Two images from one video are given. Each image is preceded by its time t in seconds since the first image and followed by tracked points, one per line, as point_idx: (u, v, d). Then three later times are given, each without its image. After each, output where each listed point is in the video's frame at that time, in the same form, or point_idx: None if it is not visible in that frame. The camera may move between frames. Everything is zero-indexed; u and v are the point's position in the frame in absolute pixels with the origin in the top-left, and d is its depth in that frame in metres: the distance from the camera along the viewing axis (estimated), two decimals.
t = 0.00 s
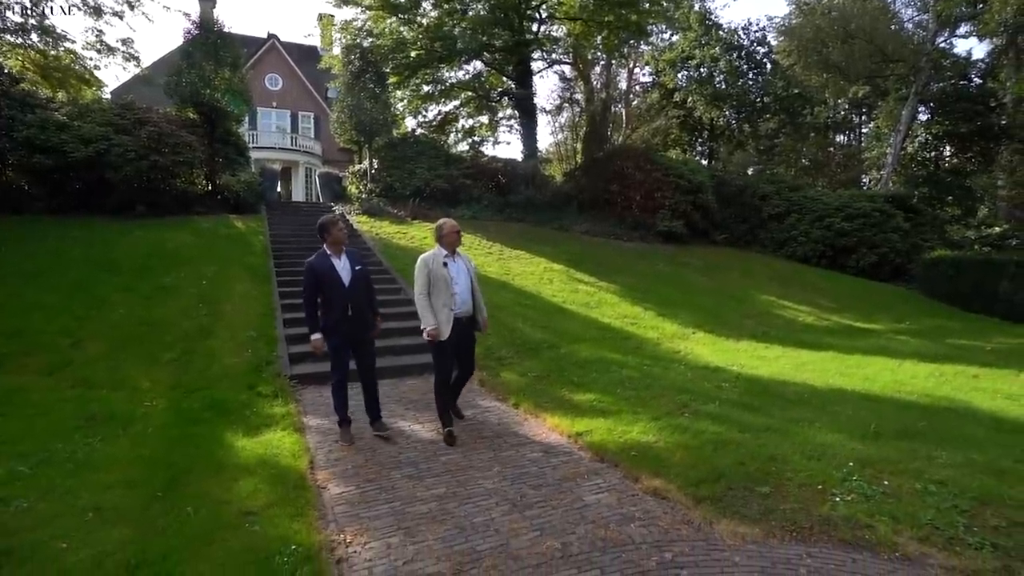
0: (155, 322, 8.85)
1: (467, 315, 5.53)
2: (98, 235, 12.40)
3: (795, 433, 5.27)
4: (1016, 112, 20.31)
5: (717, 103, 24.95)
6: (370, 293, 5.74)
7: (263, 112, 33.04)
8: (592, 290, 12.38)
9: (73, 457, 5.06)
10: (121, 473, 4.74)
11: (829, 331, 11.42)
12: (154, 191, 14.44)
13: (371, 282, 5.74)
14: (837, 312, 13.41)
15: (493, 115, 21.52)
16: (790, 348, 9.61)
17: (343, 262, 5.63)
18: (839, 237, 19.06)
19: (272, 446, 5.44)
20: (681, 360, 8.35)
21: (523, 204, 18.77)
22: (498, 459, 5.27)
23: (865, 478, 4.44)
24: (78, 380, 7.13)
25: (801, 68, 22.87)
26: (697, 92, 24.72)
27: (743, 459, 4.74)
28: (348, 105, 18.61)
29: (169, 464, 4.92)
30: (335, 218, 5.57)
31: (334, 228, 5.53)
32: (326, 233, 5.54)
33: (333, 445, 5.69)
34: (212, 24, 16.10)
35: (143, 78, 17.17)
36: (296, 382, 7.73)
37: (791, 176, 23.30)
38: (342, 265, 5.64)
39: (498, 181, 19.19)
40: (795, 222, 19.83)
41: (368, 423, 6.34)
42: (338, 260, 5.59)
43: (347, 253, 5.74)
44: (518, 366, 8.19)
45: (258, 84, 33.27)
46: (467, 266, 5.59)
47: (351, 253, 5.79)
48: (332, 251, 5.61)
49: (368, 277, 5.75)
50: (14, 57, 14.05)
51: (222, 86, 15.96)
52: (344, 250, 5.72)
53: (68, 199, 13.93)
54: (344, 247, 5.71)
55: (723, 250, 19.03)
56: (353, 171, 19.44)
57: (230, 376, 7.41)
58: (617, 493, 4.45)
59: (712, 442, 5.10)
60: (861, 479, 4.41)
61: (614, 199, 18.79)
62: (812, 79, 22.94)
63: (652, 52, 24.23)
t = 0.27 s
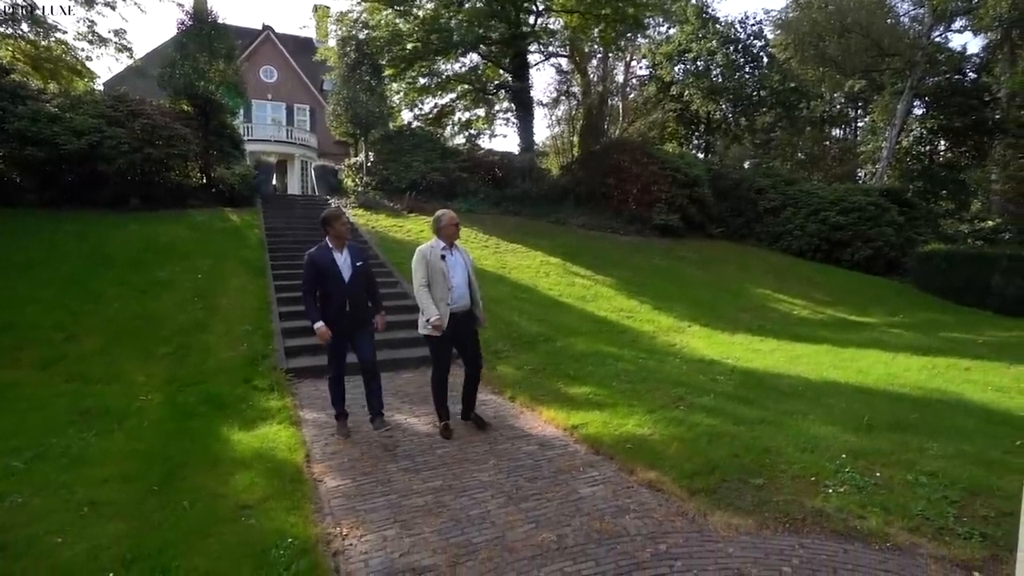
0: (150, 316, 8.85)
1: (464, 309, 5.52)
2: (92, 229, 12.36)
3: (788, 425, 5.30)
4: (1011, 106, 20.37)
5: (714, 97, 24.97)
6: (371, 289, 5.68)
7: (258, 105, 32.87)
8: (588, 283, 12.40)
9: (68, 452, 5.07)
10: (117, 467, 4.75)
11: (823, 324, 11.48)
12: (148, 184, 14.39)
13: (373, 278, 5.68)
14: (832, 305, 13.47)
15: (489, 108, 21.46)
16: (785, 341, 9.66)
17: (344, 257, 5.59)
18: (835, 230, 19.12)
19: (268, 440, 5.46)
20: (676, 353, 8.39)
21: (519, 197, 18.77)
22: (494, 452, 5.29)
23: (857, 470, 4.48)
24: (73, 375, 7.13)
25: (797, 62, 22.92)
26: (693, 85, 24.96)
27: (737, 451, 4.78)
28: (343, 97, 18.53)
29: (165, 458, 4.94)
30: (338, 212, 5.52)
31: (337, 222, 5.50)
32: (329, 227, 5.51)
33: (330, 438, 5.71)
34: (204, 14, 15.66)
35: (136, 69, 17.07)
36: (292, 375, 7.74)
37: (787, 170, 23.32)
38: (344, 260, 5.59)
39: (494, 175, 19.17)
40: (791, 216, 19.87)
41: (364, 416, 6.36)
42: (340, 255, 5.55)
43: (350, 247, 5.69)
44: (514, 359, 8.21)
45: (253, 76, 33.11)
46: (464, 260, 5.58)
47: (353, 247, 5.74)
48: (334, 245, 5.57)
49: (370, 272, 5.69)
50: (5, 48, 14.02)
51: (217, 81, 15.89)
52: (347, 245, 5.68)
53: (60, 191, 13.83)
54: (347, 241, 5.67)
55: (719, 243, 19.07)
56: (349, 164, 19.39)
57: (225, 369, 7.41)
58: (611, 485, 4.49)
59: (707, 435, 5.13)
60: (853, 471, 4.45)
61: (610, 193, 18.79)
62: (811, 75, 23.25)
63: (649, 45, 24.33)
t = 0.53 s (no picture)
0: (139, 312, 8.79)
1: (461, 309, 5.36)
2: (81, 223, 12.27)
3: (778, 420, 5.34)
4: (1000, 103, 20.51)
5: (706, 93, 25.03)
6: (370, 290, 5.52)
7: (248, 99, 32.63)
8: (580, 278, 12.41)
9: (56, 449, 5.04)
10: (106, 464, 4.73)
11: (814, 319, 11.54)
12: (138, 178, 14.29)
13: (373, 278, 5.52)
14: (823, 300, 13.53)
15: (482, 103, 21.42)
16: (776, 336, 9.71)
17: (345, 255, 5.42)
18: (826, 226, 19.21)
19: (259, 436, 5.43)
20: (669, 349, 8.41)
21: (512, 193, 18.77)
22: (486, 447, 5.30)
23: (846, 463, 4.51)
24: (62, 371, 7.07)
25: (789, 57, 23.03)
26: (686, 81, 24.92)
27: (728, 445, 4.80)
28: (335, 92, 18.50)
29: (155, 454, 4.91)
30: (342, 208, 5.35)
31: (340, 219, 5.33)
32: (331, 224, 5.34)
33: (322, 435, 5.70)
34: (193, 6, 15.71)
35: (124, 62, 16.91)
36: (283, 371, 7.72)
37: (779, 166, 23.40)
38: (345, 258, 5.42)
39: (487, 170, 19.15)
40: (783, 212, 19.95)
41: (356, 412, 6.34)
42: (341, 252, 5.39)
43: (352, 245, 5.52)
44: (507, 354, 8.21)
45: (243, 70, 32.89)
46: (463, 258, 5.41)
47: (356, 245, 5.56)
48: (336, 243, 5.41)
49: (371, 273, 5.52)
50: None
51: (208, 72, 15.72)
52: (349, 243, 5.50)
53: (47, 186, 13.65)
54: (349, 239, 5.49)
55: (711, 239, 19.12)
56: (341, 158, 19.30)
57: (216, 365, 7.37)
58: (604, 479, 4.50)
59: (699, 429, 5.16)
60: (842, 464, 4.48)
61: (603, 188, 18.80)
62: (802, 71, 23.53)
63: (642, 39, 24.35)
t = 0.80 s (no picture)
0: (126, 309, 8.71)
1: (460, 314, 5.10)
2: (66, 219, 12.15)
3: (767, 414, 5.37)
4: (985, 101, 20.69)
5: (696, 89, 25.09)
6: (374, 287, 5.32)
7: (236, 93, 32.33)
8: (570, 274, 12.42)
9: (41, 448, 4.99)
10: (92, 462, 4.69)
11: (802, 315, 11.62)
12: (123, 173, 14.15)
13: (377, 276, 5.31)
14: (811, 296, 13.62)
15: (472, 98, 21.38)
16: (765, 331, 9.76)
17: (349, 250, 5.25)
18: (814, 222, 19.31)
19: (247, 433, 5.40)
20: (658, 344, 8.44)
21: (502, 188, 18.74)
22: (476, 443, 5.29)
23: (833, 458, 4.55)
24: (46, 368, 7.00)
25: (779, 54, 23.06)
26: (676, 77, 24.99)
27: (716, 440, 4.82)
28: (324, 86, 18.32)
29: (142, 452, 4.87)
30: (346, 201, 5.20)
31: (344, 212, 5.15)
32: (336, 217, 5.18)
33: (311, 431, 5.67)
34: None
35: (108, 55, 16.69)
36: (272, 368, 7.67)
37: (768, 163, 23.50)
38: (349, 253, 5.24)
39: (477, 166, 19.08)
40: (771, 208, 20.04)
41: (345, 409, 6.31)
42: (344, 247, 5.22)
43: (357, 241, 5.34)
44: (496, 350, 8.20)
45: (230, 63, 32.59)
46: (467, 259, 5.11)
47: (362, 241, 5.38)
48: (340, 237, 5.24)
49: (374, 270, 5.30)
50: None
51: (193, 65, 15.51)
52: (355, 239, 5.32)
53: (30, 180, 13.52)
54: (354, 235, 5.32)
55: (701, 234, 19.19)
56: (329, 153, 19.18)
57: (204, 362, 7.32)
58: (593, 475, 4.51)
59: (687, 424, 5.18)
60: (829, 459, 4.52)
61: (593, 184, 18.80)
62: (791, 68, 23.59)
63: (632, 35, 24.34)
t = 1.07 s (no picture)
0: (109, 306, 8.62)
1: (463, 310, 4.97)
2: (48, 214, 12.01)
3: (753, 410, 5.41)
4: (967, 100, 20.95)
5: (685, 86, 25.19)
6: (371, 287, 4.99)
7: (221, 87, 31.97)
8: (559, 271, 12.45)
9: (22, 447, 4.93)
10: (75, 462, 4.64)
11: (789, 311, 11.70)
12: (106, 168, 14.01)
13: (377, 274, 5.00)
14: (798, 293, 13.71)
15: (461, 94, 21.35)
16: (752, 328, 9.82)
17: (347, 247, 4.91)
18: (801, 219, 19.45)
19: (234, 432, 5.37)
20: (646, 341, 8.47)
21: (491, 184, 18.73)
22: (465, 440, 5.29)
23: (818, 452, 4.59)
24: (28, 366, 6.92)
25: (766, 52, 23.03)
26: (664, 74, 25.25)
27: (704, 436, 4.86)
28: (311, 81, 18.17)
29: (125, 451, 4.82)
30: (348, 194, 4.84)
31: (344, 206, 4.82)
32: (335, 211, 4.84)
33: (298, 429, 5.64)
34: None
35: (91, 48, 16.51)
36: (259, 365, 7.63)
37: (756, 160, 23.62)
38: (347, 250, 4.90)
39: (466, 162, 19.13)
40: (759, 205, 20.15)
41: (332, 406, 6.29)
42: (343, 243, 4.88)
43: (355, 237, 5.00)
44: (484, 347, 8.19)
45: (217, 57, 32.30)
46: (471, 254, 4.97)
47: (361, 238, 5.05)
48: (339, 232, 4.89)
49: (374, 268, 4.99)
50: None
51: (177, 57, 15.26)
52: (354, 235, 4.99)
53: (11, 175, 13.37)
54: (354, 231, 4.99)
55: (689, 231, 19.29)
56: (317, 149, 19.08)
57: (189, 360, 7.26)
58: (581, 471, 4.53)
59: (675, 420, 5.20)
60: (814, 453, 4.56)
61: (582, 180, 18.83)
62: (778, 64, 23.29)
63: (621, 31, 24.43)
